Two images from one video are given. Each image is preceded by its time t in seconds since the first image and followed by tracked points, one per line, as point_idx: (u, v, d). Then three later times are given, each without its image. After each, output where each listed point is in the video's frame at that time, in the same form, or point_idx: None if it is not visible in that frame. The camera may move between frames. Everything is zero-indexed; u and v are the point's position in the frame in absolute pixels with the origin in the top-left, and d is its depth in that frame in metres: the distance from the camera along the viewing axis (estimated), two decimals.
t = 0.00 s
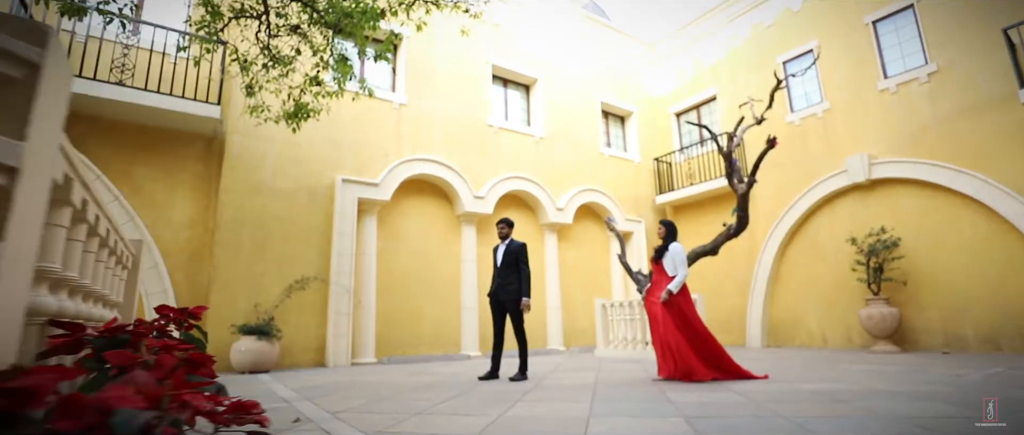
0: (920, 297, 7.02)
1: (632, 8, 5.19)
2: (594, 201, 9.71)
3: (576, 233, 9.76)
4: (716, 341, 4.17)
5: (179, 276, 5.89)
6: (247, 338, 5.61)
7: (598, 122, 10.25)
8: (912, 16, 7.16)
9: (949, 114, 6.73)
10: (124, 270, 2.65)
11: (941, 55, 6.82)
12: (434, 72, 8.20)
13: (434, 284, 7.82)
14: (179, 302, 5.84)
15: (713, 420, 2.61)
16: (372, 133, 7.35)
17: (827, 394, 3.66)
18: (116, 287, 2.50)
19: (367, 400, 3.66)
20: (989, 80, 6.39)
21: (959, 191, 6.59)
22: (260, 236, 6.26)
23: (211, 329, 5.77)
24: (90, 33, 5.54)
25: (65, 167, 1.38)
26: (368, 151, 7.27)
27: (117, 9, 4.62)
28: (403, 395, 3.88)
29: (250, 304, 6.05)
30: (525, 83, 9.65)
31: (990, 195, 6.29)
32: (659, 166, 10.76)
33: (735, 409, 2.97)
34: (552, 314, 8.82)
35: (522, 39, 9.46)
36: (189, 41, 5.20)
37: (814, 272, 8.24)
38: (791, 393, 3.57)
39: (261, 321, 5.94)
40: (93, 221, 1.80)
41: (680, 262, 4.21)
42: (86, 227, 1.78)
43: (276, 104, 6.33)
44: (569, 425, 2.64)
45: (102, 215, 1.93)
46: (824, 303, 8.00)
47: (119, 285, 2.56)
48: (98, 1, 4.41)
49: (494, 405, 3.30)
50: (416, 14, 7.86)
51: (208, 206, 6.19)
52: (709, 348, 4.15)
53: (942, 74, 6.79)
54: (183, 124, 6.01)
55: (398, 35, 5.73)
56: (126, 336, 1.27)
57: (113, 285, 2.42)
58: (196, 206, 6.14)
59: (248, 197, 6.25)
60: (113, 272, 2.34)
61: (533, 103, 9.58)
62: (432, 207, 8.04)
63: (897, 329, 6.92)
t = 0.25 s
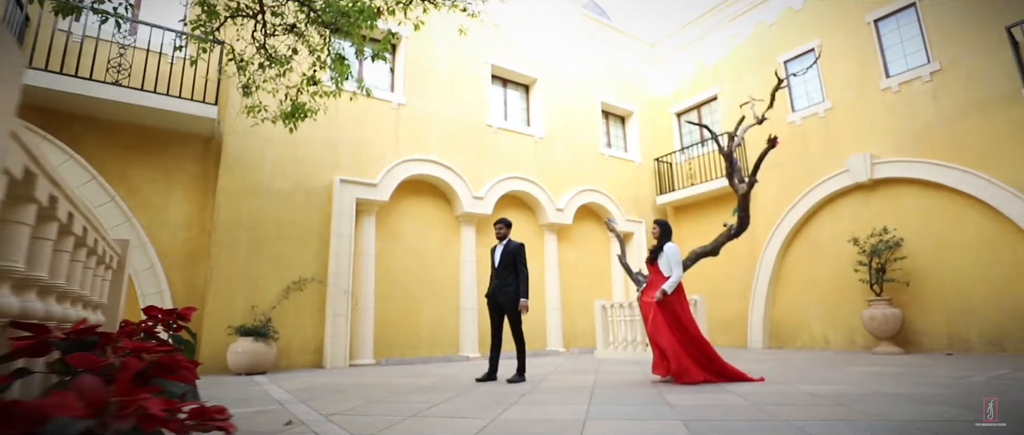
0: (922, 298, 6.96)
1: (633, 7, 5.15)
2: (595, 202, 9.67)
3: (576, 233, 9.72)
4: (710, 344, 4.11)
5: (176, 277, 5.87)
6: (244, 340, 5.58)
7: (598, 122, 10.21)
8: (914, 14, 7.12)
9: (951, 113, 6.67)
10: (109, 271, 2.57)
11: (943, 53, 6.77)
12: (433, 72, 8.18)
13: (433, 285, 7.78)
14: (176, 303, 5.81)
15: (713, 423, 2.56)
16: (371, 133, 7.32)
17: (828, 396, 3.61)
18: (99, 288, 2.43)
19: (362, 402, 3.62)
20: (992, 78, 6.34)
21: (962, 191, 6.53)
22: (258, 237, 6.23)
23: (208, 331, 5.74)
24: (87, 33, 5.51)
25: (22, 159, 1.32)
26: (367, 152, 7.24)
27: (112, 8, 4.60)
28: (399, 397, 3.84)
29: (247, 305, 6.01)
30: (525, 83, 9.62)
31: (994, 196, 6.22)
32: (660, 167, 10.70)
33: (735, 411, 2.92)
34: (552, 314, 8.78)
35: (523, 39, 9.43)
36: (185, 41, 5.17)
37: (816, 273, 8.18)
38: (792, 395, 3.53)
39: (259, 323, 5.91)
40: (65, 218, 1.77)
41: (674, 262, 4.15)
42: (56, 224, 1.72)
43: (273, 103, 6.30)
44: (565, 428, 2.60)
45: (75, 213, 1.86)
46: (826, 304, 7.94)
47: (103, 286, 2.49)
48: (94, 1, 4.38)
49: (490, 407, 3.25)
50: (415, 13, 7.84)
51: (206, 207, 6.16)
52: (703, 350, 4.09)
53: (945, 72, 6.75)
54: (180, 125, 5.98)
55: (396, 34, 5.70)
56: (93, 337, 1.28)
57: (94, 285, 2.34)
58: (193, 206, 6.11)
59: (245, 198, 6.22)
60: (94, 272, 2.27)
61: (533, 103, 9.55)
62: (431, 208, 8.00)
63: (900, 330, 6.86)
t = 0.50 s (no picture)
0: (926, 299, 6.87)
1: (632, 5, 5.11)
2: (595, 202, 9.61)
3: (576, 234, 9.65)
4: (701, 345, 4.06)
5: (172, 279, 5.83)
6: (239, 341, 5.53)
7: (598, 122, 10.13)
8: (917, 12, 7.04)
9: (955, 111, 6.59)
10: (86, 271, 2.49)
11: (946, 51, 6.69)
12: (432, 72, 8.13)
13: (431, 285, 7.73)
14: (173, 304, 5.78)
15: (710, 427, 2.50)
16: (369, 133, 7.28)
17: (830, 399, 3.54)
18: (75, 289, 2.35)
19: (355, 405, 3.57)
20: (996, 76, 6.26)
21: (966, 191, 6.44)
22: (254, 238, 6.19)
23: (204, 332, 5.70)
24: (82, 33, 5.49)
25: None
26: (364, 152, 7.19)
27: (105, 7, 4.56)
28: (394, 400, 3.78)
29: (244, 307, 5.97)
30: (525, 83, 9.56)
31: (998, 195, 6.13)
32: (661, 167, 10.59)
33: (733, 414, 2.87)
34: (551, 315, 8.71)
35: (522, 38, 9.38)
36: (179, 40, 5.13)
37: (817, 273, 8.10)
38: (793, 398, 3.46)
39: (255, 324, 5.87)
40: (23, 214, 1.70)
41: (668, 262, 4.09)
42: (15, 222, 1.68)
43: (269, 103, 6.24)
44: (560, 431, 2.54)
45: (38, 211, 1.82)
46: (829, 304, 7.86)
47: (80, 287, 2.40)
48: None
49: (484, 410, 3.20)
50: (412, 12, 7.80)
51: (202, 208, 6.12)
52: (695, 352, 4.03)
53: (948, 71, 6.67)
54: (175, 125, 5.94)
55: (392, 33, 5.65)
56: (46, 341, 1.25)
57: (68, 287, 2.27)
58: (189, 207, 6.06)
59: (241, 198, 6.18)
60: (67, 273, 2.20)
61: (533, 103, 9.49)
62: (429, 208, 7.94)
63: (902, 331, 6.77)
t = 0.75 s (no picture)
0: (929, 300, 6.80)
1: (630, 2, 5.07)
2: (595, 202, 9.56)
3: (576, 234, 9.60)
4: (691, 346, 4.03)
5: (169, 278, 5.80)
6: (236, 343, 5.50)
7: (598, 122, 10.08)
8: (920, 10, 6.97)
9: (959, 110, 6.52)
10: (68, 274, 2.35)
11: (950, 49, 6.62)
12: (431, 72, 8.09)
13: (430, 286, 7.69)
14: (170, 305, 5.75)
15: (708, 431, 2.45)
16: (367, 134, 7.25)
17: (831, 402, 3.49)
18: (57, 291, 2.28)
19: (350, 407, 3.52)
20: (1001, 74, 6.19)
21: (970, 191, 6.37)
22: (251, 238, 6.16)
23: (202, 332, 5.67)
24: (78, 33, 5.46)
25: None
26: (363, 152, 7.16)
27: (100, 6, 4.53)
28: (389, 402, 3.74)
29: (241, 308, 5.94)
30: (524, 83, 9.51)
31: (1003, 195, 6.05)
32: (661, 167, 10.47)
33: (731, 417, 2.82)
34: (551, 316, 8.66)
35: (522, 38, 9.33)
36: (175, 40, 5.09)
37: (820, 274, 8.03)
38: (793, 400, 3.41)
39: (251, 325, 5.83)
40: None
41: (663, 263, 4.07)
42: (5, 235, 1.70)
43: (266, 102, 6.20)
44: None
45: (29, 224, 1.82)
46: (831, 305, 7.79)
47: (63, 289, 2.31)
48: None
49: (479, 413, 3.16)
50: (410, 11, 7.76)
51: (200, 208, 6.09)
52: (684, 353, 3.99)
53: (951, 69, 6.60)
54: (172, 124, 5.91)
55: (390, 32, 5.61)
56: (3, 344, 1.21)
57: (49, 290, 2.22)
58: (185, 207, 6.03)
59: (238, 198, 6.14)
60: (49, 275, 2.16)
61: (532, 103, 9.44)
62: (427, 209, 7.90)
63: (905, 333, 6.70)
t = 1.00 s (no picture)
0: (934, 300, 6.70)
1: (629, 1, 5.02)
2: (595, 203, 9.50)
3: (576, 235, 9.53)
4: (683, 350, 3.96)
5: (165, 279, 5.76)
6: (233, 345, 5.46)
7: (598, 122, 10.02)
8: (923, 8, 6.88)
9: (963, 108, 6.43)
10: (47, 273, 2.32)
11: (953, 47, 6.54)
12: (429, 72, 8.05)
13: (429, 288, 7.63)
14: (166, 306, 5.72)
15: None
16: (365, 134, 7.21)
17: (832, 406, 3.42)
18: (33, 293, 2.25)
19: (343, 410, 3.47)
20: (1005, 72, 6.10)
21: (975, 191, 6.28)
22: (248, 239, 6.13)
23: (198, 334, 5.63)
24: (75, 33, 5.45)
25: None
26: (361, 153, 7.12)
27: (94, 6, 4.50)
28: (384, 405, 3.69)
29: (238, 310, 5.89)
30: (524, 83, 9.47)
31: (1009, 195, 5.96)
32: (662, 167, 10.42)
33: (730, 422, 2.76)
34: (551, 318, 8.59)
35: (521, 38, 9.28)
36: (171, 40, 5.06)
37: (822, 274, 7.94)
38: (795, 404, 3.34)
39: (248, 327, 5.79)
40: None
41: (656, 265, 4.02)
42: None
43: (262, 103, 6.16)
44: None
45: None
46: (834, 306, 7.70)
47: (41, 290, 2.29)
48: None
49: (474, 416, 3.10)
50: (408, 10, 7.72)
51: (196, 209, 6.07)
52: (676, 358, 3.92)
53: (955, 67, 6.52)
54: (168, 125, 5.88)
55: (387, 31, 5.57)
56: None
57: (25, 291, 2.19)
58: (182, 208, 6.00)
59: (235, 199, 6.11)
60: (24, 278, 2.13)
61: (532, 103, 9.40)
62: (426, 209, 7.86)
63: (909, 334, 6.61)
